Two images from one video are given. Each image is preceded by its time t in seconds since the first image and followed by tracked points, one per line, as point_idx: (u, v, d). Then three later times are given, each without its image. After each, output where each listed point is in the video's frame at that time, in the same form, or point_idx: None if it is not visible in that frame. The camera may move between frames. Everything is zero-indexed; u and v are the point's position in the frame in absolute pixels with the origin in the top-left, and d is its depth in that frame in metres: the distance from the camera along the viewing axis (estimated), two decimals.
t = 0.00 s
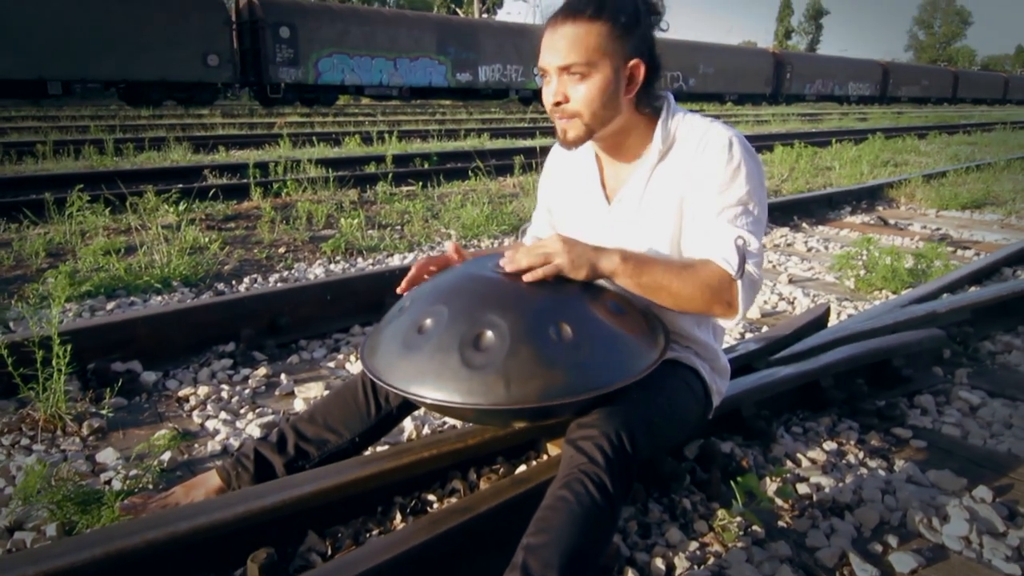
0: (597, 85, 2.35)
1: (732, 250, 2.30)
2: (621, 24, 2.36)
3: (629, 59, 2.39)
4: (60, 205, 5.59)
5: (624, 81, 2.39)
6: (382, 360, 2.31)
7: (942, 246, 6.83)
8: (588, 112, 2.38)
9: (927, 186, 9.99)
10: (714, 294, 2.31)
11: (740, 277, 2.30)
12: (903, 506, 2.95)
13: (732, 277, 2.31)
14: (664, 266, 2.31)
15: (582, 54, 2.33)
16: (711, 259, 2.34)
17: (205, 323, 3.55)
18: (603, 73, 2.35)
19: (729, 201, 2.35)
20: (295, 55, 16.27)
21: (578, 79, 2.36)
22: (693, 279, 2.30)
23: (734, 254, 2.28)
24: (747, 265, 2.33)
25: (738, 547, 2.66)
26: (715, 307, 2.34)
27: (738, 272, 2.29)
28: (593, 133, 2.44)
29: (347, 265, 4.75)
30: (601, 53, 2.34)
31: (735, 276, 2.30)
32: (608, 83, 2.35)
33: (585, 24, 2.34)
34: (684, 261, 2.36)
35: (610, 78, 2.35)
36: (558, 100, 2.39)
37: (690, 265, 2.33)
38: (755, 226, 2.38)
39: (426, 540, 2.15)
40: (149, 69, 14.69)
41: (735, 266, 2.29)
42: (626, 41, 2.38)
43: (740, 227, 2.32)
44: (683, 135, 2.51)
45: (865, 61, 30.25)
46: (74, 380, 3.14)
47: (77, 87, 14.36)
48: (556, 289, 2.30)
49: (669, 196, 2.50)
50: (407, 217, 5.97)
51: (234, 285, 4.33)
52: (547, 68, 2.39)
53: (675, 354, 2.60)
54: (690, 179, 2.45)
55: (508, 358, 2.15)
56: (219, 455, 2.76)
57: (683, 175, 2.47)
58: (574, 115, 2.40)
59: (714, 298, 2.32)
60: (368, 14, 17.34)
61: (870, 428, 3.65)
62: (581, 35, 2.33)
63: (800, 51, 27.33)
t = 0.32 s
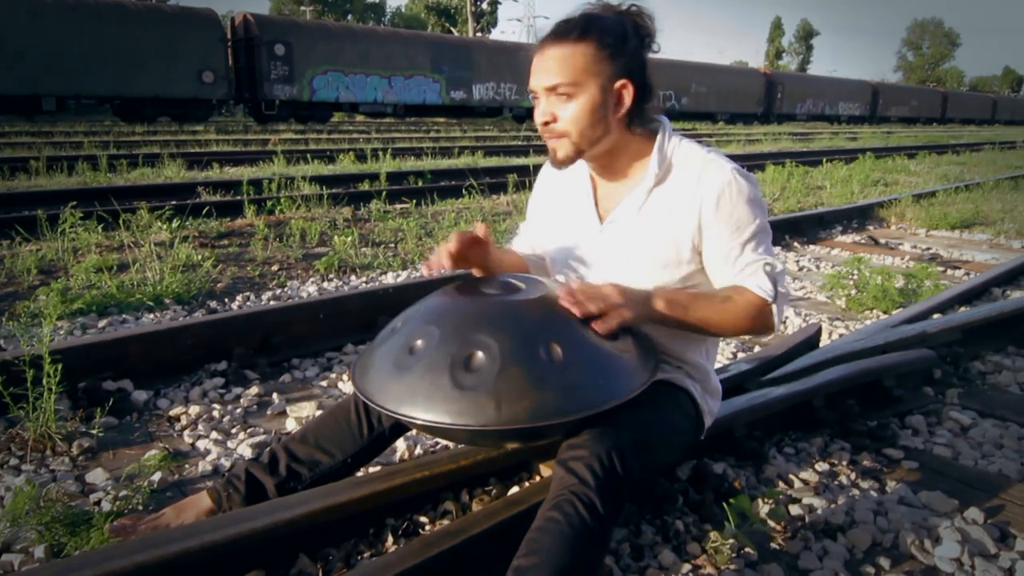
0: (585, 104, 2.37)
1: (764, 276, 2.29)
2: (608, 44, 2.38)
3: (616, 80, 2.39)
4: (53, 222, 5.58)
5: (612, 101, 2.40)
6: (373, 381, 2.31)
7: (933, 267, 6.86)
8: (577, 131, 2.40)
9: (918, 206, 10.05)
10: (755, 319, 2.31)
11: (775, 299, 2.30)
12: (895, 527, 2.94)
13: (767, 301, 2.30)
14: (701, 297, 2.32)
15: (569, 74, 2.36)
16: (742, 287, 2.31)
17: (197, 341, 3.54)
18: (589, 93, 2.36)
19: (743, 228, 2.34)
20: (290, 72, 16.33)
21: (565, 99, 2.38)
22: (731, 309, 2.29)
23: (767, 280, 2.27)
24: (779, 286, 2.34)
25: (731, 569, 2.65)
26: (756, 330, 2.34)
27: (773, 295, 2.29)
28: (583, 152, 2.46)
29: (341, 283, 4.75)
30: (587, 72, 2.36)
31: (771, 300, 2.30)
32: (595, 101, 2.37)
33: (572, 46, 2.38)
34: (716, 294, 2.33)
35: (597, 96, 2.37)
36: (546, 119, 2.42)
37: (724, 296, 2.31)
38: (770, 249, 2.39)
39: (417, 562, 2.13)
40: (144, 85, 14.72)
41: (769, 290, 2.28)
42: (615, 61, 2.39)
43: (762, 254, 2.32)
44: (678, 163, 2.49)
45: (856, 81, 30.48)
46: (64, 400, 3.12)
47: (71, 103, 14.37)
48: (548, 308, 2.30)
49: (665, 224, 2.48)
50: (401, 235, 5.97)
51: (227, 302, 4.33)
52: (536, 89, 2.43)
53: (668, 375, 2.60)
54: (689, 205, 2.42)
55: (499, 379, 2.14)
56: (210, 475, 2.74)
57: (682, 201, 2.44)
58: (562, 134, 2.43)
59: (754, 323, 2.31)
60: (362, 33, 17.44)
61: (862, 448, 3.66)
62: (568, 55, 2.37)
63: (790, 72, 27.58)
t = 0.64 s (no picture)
0: (641, 135, 2.31)
1: (770, 301, 2.40)
2: (666, 76, 2.32)
3: (667, 110, 2.36)
4: (50, 231, 5.57)
5: (658, 132, 2.37)
6: (372, 394, 2.27)
7: (929, 280, 6.88)
8: (628, 160, 2.33)
9: (913, 219, 10.08)
10: (757, 342, 2.42)
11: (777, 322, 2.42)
12: (891, 542, 2.94)
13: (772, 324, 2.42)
14: (713, 327, 2.38)
15: (633, 102, 2.27)
16: (750, 310, 2.40)
17: (193, 352, 3.53)
18: (648, 125, 2.31)
19: (757, 252, 2.41)
20: (288, 82, 16.35)
21: (624, 126, 2.29)
22: (739, 336, 2.38)
23: (773, 304, 2.39)
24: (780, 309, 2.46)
25: None
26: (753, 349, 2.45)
27: (777, 318, 2.41)
28: (624, 177, 2.39)
29: (337, 294, 4.75)
30: (649, 103, 2.29)
31: (774, 323, 2.41)
32: (649, 134, 2.32)
33: (637, 71, 2.27)
34: (723, 320, 2.40)
35: (651, 129, 2.32)
36: (600, 142, 2.31)
37: (734, 323, 2.39)
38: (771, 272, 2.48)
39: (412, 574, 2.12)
40: (142, 94, 14.76)
41: (775, 315, 2.40)
42: (669, 90, 2.34)
43: (769, 280, 2.41)
44: (698, 185, 2.48)
45: (851, 93, 30.63)
46: (58, 411, 3.11)
47: (69, 112, 14.39)
48: (549, 322, 2.27)
49: (682, 247, 2.47)
50: (398, 246, 5.98)
51: (223, 312, 4.32)
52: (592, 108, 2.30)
53: (666, 390, 2.59)
54: (705, 228, 2.43)
55: (499, 393, 2.11)
56: (205, 487, 2.73)
57: (698, 222, 2.45)
58: (612, 159, 2.34)
59: (756, 345, 2.42)
60: (360, 44, 17.51)
61: (859, 462, 3.65)
62: (634, 82, 2.26)
63: (786, 85, 27.73)
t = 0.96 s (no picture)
0: (629, 149, 2.31)
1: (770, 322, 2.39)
2: (655, 94, 2.34)
3: (659, 128, 2.37)
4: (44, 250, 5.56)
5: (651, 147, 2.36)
6: (366, 421, 2.25)
7: (923, 302, 6.90)
8: (617, 175, 2.34)
9: (906, 240, 10.13)
10: (758, 363, 2.41)
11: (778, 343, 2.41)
12: (887, 566, 2.93)
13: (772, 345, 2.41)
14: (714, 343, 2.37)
15: (620, 117, 2.29)
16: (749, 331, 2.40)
17: (186, 373, 3.52)
18: (636, 139, 2.32)
19: (755, 273, 2.41)
20: (286, 102, 16.40)
21: (611, 141, 2.31)
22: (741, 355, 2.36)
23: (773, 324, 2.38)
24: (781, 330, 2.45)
25: None
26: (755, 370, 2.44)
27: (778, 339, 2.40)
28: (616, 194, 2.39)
29: (332, 314, 4.74)
30: (636, 118, 2.30)
31: (775, 343, 2.40)
32: (638, 148, 2.32)
33: (623, 87, 2.31)
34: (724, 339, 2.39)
35: (641, 143, 2.32)
36: (587, 157, 2.34)
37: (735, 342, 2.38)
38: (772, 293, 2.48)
39: None
40: (140, 113, 14.81)
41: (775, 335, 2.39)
42: (662, 109, 2.36)
43: (769, 300, 2.41)
44: (694, 206, 2.49)
45: (844, 116, 30.86)
46: (50, 432, 3.09)
47: (66, 131, 14.41)
48: (543, 347, 2.26)
49: (679, 268, 2.47)
50: (393, 266, 5.98)
51: (218, 333, 4.31)
52: (580, 125, 2.34)
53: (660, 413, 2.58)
54: (703, 249, 2.44)
55: (493, 419, 2.09)
56: (197, 510, 2.71)
57: (695, 242, 2.45)
58: (600, 174, 2.35)
59: (757, 365, 2.41)
60: (358, 65, 17.61)
61: (854, 485, 3.64)
62: (620, 97, 2.30)
63: (780, 107, 27.94)
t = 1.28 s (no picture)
0: (593, 154, 2.36)
1: (773, 337, 2.38)
2: (609, 96, 2.39)
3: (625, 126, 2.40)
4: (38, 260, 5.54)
5: (621, 149, 2.40)
6: (359, 435, 2.24)
7: (917, 315, 6.92)
8: (588, 182, 2.39)
9: (900, 253, 10.16)
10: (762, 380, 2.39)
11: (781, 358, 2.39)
12: None
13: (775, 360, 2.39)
14: (714, 363, 2.37)
15: (575, 127, 2.37)
16: (751, 346, 2.38)
17: (180, 384, 3.50)
18: (597, 143, 2.37)
19: (755, 288, 2.40)
20: (281, 112, 16.41)
21: (574, 151, 2.38)
22: (743, 372, 2.35)
23: (775, 340, 2.37)
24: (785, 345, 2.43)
25: None
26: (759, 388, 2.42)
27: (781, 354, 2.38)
28: (597, 203, 2.43)
29: (327, 325, 4.73)
30: (593, 123, 2.36)
31: (779, 360, 2.38)
32: (603, 149, 2.36)
33: (573, 100, 2.40)
34: (724, 357, 2.39)
35: (605, 146, 2.37)
36: (556, 173, 2.41)
37: (737, 360, 2.37)
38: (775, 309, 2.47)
39: None
40: (136, 123, 14.81)
41: (778, 351, 2.37)
42: (623, 110, 2.41)
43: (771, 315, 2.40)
44: (693, 221, 2.49)
45: (838, 129, 31.01)
46: (42, 445, 3.07)
47: (62, 141, 14.40)
48: (537, 360, 2.25)
49: (677, 283, 2.47)
50: (388, 277, 5.97)
51: (212, 344, 4.30)
52: (543, 145, 2.43)
53: (656, 428, 2.57)
54: (701, 264, 2.44)
55: (487, 433, 2.08)
56: (190, 523, 2.69)
57: (694, 258, 2.45)
58: (574, 186, 2.41)
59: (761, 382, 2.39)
60: (354, 76, 17.64)
61: (849, 499, 3.64)
62: (573, 109, 2.38)
63: (774, 120, 28.07)
